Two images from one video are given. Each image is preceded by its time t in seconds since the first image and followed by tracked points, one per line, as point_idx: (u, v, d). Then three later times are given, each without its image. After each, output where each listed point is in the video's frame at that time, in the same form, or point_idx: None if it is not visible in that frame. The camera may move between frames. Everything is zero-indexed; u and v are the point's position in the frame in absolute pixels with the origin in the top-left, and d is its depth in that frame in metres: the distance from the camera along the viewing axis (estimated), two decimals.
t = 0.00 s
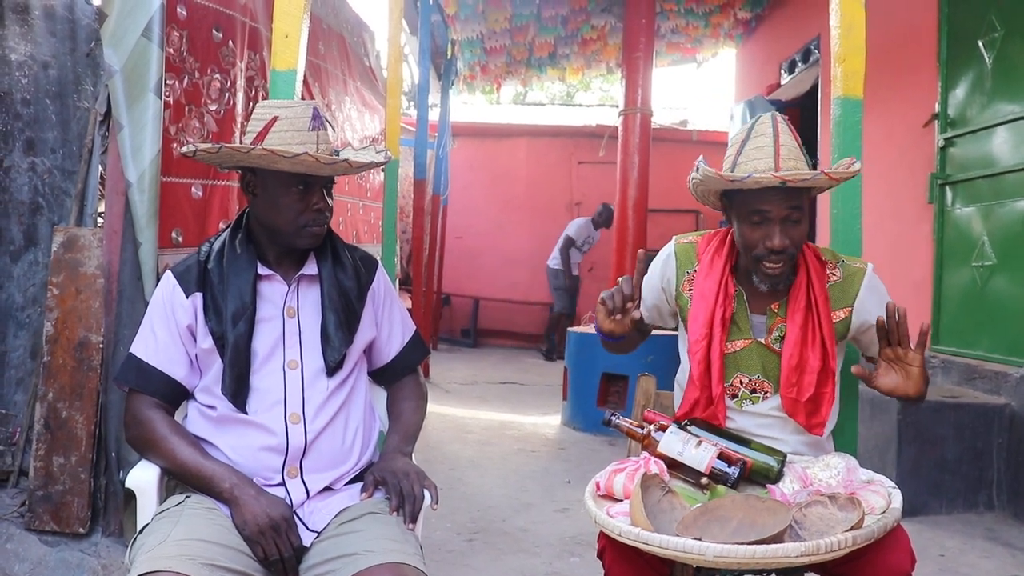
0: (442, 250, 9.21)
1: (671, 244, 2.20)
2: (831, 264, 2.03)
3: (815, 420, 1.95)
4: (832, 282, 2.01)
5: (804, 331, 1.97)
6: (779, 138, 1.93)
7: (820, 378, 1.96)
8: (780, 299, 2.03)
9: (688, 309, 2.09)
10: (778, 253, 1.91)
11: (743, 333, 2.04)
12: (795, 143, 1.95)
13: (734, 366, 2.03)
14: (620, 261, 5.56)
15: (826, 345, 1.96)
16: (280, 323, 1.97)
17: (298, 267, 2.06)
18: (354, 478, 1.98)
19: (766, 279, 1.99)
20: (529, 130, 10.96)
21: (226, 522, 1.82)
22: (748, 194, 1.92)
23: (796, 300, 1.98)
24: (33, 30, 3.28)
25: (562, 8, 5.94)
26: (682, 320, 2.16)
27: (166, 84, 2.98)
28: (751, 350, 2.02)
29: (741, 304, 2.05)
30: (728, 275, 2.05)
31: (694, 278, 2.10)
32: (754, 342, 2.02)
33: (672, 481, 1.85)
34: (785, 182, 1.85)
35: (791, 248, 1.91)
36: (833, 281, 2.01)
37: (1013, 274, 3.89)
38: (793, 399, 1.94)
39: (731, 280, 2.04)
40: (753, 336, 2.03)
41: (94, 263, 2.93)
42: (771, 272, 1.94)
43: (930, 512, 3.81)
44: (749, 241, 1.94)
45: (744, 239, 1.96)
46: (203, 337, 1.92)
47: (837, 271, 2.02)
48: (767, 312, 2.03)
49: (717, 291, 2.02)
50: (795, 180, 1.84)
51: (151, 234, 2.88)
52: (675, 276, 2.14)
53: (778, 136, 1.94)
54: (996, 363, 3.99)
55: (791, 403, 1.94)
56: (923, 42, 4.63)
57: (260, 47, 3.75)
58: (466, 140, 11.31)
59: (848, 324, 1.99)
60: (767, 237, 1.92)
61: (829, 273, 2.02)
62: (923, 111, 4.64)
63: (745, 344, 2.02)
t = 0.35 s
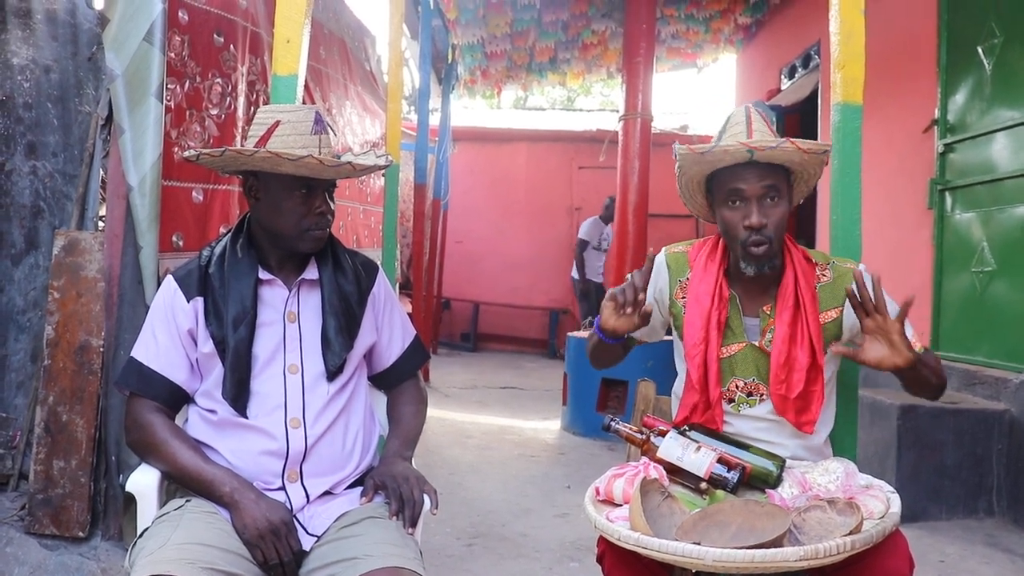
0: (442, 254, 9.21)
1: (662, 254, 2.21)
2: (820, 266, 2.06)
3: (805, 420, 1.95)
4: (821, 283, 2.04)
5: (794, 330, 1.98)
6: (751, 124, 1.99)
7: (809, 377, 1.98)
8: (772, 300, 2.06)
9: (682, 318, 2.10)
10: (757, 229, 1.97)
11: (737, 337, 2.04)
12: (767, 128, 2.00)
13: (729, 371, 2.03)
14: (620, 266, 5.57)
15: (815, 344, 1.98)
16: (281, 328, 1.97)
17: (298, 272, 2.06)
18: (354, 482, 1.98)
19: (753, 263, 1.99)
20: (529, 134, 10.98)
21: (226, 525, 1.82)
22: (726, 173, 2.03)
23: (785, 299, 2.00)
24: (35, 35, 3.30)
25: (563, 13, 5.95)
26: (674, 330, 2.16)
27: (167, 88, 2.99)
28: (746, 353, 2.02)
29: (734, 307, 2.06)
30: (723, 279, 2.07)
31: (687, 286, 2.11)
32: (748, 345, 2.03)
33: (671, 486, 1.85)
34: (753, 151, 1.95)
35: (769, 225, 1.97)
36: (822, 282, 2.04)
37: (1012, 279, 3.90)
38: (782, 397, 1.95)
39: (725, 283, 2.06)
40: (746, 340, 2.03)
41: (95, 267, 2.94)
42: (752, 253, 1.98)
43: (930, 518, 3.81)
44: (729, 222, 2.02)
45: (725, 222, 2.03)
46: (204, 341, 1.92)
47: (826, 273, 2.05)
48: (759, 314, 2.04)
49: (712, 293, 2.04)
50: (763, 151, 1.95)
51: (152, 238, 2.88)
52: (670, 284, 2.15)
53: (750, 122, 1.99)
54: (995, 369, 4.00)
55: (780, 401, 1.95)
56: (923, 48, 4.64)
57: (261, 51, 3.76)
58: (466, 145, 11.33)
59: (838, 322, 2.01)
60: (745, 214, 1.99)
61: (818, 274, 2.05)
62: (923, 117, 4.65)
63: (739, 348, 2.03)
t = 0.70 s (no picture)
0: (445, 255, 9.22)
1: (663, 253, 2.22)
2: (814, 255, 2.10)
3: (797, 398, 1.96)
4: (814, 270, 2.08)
5: (789, 306, 2.00)
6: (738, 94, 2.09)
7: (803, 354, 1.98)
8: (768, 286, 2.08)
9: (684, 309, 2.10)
10: (749, 184, 2.01)
11: (738, 324, 2.04)
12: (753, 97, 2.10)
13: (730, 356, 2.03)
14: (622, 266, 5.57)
15: (807, 323, 1.99)
16: (284, 329, 1.98)
17: (302, 274, 2.07)
18: (358, 481, 1.99)
19: (748, 232, 2.00)
20: (532, 135, 10.98)
21: (231, 525, 1.83)
22: (717, 144, 2.09)
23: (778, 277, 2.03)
24: (39, 38, 3.31)
25: (565, 14, 5.95)
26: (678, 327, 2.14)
27: (170, 90, 3.01)
28: (747, 339, 2.02)
29: (737, 295, 2.07)
30: (725, 268, 2.09)
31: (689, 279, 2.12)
32: (748, 331, 2.03)
33: (674, 485, 1.86)
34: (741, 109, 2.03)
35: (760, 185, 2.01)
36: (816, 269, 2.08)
37: (1015, 278, 3.90)
38: (773, 370, 1.96)
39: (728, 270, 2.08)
40: (747, 327, 2.04)
41: (99, 269, 2.96)
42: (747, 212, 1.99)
43: (933, 517, 3.81)
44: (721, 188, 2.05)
45: (718, 190, 2.07)
46: (207, 342, 1.93)
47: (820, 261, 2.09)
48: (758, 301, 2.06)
49: (717, 279, 2.06)
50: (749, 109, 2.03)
51: (156, 239, 2.89)
52: (675, 277, 2.16)
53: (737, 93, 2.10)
54: (998, 368, 3.99)
55: (772, 375, 1.96)
56: (925, 47, 4.64)
57: (264, 53, 3.77)
58: (468, 146, 11.33)
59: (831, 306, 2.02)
60: (737, 176, 2.03)
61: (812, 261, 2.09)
62: (925, 116, 4.64)
63: (740, 334, 2.03)
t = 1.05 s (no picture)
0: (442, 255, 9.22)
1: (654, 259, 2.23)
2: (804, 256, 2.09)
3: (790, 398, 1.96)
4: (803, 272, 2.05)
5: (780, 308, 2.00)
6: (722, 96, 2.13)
7: (795, 355, 1.97)
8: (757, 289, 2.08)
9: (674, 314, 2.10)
10: (735, 178, 2.02)
11: (730, 327, 2.04)
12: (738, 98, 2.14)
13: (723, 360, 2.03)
14: (619, 266, 5.58)
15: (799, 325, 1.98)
16: (282, 329, 1.98)
17: (299, 274, 2.08)
18: (355, 482, 1.99)
19: (736, 215, 2.00)
20: (529, 135, 10.99)
21: (228, 525, 1.83)
22: (705, 144, 2.11)
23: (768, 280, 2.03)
24: (35, 39, 3.31)
25: (561, 14, 5.97)
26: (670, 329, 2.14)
27: (167, 91, 3.01)
28: (740, 342, 2.02)
29: (728, 298, 2.07)
30: (717, 271, 2.10)
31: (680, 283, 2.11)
32: (741, 334, 2.03)
33: (671, 484, 1.87)
34: (726, 105, 2.06)
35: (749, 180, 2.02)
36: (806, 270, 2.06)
37: (1011, 276, 3.91)
38: (765, 372, 1.96)
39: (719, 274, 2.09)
40: (740, 329, 2.03)
41: (96, 270, 2.96)
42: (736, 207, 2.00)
43: (930, 515, 3.82)
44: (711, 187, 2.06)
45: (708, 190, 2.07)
46: (205, 343, 1.94)
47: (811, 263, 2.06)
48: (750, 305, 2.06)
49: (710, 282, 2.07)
50: (734, 105, 2.05)
51: (153, 241, 2.89)
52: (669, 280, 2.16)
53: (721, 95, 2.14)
54: (995, 366, 4.01)
55: (764, 377, 1.97)
56: (920, 46, 4.65)
57: (260, 54, 3.77)
58: (465, 146, 11.34)
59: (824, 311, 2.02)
60: (725, 173, 2.04)
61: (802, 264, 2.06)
62: (921, 115, 4.66)
63: (733, 337, 2.03)
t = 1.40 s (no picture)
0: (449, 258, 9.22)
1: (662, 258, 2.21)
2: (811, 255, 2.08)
3: (802, 397, 1.95)
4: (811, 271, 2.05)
5: (788, 308, 2.00)
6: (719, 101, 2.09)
7: (805, 354, 1.97)
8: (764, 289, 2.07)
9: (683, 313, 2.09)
10: (743, 194, 1.99)
11: (739, 328, 2.03)
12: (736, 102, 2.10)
13: (733, 360, 2.02)
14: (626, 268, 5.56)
15: (807, 323, 1.98)
16: (289, 332, 1.98)
17: (306, 276, 2.08)
18: (363, 485, 1.99)
19: (743, 229, 2.00)
20: (535, 137, 10.99)
21: (236, 528, 1.83)
22: (706, 154, 2.08)
23: (777, 279, 2.02)
24: (44, 42, 3.33)
25: (567, 16, 5.97)
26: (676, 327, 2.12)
27: (175, 94, 3.02)
28: (749, 342, 2.01)
29: (737, 297, 2.06)
30: (724, 273, 2.08)
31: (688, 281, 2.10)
32: (750, 334, 2.02)
33: (679, 487, 1.86)
34: (727, 116, 2.02)
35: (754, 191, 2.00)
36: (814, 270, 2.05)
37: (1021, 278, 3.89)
38: (777, 372, 1.95)
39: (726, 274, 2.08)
40: (749, 330, 2.03)
41: (104, 272, 2.96)
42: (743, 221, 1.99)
43: (939, 518, 3.79)
44: (716, 200, 2.03)
45: (712, 201, 2.05)
46: (213, 345, 1.94)
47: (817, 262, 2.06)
48: (758, 304, 2.05)
49: (717, 282, 2.06)
50: (735, 114, 2.02)
51: (161, 244, 2.90)
52: (675, 281, 2.14)
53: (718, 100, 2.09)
54: (1004, 368, 3.98)
55: (775, 377, 1.95)
56: (928, 47, 4.63)
57: (268, 57, 3.78)
58: (471, 148, 11.35)
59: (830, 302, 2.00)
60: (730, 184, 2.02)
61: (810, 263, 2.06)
62: (929, 116, 4.64)
63: (742, 338, 2.02)
